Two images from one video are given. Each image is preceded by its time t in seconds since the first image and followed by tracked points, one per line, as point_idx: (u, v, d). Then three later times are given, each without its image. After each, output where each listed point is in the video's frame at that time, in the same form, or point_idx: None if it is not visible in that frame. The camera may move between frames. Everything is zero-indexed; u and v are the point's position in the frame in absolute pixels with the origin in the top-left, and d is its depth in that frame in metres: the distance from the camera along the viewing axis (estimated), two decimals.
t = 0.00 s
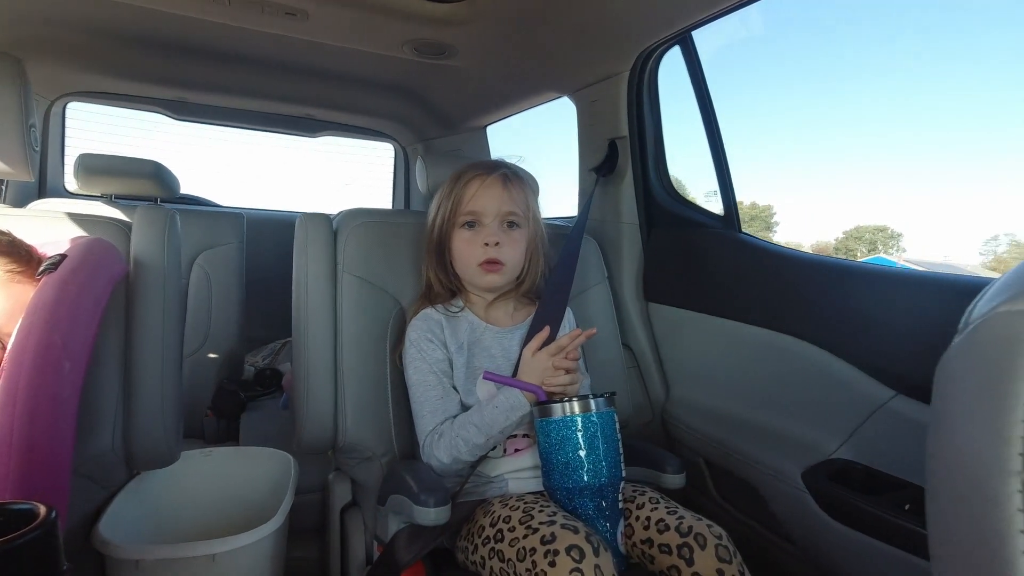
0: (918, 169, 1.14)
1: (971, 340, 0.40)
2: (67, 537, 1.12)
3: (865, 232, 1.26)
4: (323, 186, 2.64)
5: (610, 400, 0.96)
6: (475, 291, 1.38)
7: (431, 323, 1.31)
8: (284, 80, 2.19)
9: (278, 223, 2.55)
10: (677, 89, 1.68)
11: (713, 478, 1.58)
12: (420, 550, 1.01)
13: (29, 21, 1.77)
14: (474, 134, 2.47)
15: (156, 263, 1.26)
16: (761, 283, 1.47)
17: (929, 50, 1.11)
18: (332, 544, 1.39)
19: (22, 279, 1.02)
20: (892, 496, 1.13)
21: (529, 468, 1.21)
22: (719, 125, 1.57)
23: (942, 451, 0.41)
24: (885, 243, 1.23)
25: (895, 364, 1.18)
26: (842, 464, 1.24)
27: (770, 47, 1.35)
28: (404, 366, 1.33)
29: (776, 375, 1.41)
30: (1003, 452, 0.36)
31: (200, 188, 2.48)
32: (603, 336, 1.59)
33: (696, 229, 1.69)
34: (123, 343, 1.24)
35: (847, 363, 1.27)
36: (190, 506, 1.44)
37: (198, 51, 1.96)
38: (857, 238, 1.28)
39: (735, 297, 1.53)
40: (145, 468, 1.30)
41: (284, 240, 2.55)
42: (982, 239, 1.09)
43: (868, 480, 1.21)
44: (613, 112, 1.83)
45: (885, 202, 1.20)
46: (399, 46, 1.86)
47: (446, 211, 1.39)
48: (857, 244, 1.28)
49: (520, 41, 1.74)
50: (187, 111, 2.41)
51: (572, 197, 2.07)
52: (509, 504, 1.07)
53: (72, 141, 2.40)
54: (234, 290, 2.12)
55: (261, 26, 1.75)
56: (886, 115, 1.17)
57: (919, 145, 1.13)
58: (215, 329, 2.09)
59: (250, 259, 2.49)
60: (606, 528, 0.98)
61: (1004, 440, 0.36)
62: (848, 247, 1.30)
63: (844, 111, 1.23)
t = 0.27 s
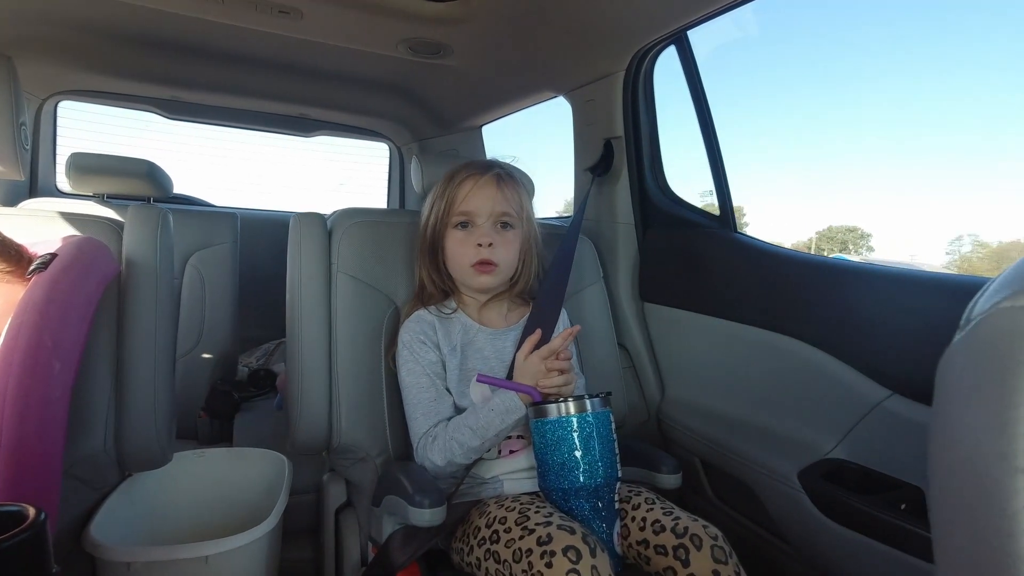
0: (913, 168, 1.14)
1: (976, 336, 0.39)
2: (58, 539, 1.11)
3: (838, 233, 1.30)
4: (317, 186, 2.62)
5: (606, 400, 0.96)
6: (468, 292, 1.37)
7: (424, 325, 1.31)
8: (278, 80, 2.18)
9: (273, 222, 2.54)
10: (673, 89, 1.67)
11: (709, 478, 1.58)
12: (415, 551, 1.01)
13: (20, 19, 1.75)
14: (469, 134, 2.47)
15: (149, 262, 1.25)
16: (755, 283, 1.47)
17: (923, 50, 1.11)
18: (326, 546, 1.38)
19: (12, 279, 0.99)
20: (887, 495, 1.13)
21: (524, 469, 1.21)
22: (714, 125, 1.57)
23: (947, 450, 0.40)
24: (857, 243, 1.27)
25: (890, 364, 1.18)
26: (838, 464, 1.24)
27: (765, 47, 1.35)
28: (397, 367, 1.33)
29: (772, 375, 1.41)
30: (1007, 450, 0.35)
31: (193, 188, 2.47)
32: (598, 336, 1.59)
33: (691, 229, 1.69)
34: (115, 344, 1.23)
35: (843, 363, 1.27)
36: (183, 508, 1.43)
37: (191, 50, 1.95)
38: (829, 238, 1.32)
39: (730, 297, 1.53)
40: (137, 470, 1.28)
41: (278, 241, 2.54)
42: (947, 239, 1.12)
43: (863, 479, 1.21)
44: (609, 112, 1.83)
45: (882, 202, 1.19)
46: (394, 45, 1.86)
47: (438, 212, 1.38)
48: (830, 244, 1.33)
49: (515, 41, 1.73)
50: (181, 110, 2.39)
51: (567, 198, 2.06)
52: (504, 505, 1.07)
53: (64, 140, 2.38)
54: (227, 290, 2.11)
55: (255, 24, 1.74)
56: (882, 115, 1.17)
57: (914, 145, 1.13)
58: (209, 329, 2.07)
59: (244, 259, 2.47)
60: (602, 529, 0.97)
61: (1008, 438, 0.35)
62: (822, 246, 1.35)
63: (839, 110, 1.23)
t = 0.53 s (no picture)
0: (903, 170, 1.15)
1: (953, 338, 0.39)
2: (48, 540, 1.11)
3: (813, 233, 1.33)
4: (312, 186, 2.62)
5: (599, 401, 0.96)
6: (463, 292, 1.37)
7: (419, 325, 1.31)
8: (272, 79, 2.18)
9: (267, 222, 2.54)
10: (666, 90, 1.68)
11: (702, 479, 1.58)
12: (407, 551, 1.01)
13: (12, 17, 1.75)
14: (464, 134, 2.47)
15: (141, 263, 1.25)
16: (748, 283, 1.47)
17: (914, 53, 1.11)
18: (319, 547, 1.38)
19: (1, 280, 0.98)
20: (878, 496, 1.14)
21: (516, 470, 1.21)
22: (708, 126, 1.57)
23: (920, 451, 0.40)
24: (829, 241, 1.31)
25: (881, 364, 1.19)
26: (829, 465, 1.24)
27: (758, 49, 1.36)
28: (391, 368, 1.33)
29: (764, 376, 1.41)
30: (979, 451, 0.35)
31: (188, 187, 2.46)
32: (591, 337, 1.59)
33: (685, 230, 1.69)
34: (107, 344, 1.22)
35: (834, 364, 1.27)
36: (174, 509, 1.42)
37: (185, 49, 1.94)
38: (803, 239, 1.36)
39: (723, 298, 1.53)
40: (128, 470, 1.28)
41: (272, 241, 2.53)
42: (915, 240, 1.16)
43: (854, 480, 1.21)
44: (603, 113, 1.83)
45: (873, 204, 1.20)
46: (388, 45, 1.85)
47: (434, 211, 1.38)
48: (804, 243, 1.37)
49: (509, 41, 1.73)
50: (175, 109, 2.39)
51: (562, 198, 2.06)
52: (496, 505, 1.07)
53: (56, 139, 2.37)
54: (221, 290, 2.10)
55: (249, 24, 1.74)
56: (873, 117, 1.18)
57: (905, 147, 1.14)
58: (202, 330, 2.07)
59: (238, 259, 2.47)
60: (593, 530, 0.98)
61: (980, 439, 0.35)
62: (799, 245, 1.38)
63: (830, 112, 1.24)
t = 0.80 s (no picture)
0: (903, 169, 1.15)
1: (961, 337, 0.39)
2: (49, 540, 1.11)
3: (793, 233, 1.39)
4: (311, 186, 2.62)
5: (602, 400, 0.96)
6: (468, 291, 1.37)
7: (422, 323, 1.30)
8: (272, 79, 2.18)
9: (267, 222, 2.53)
10: (666, 89, 1.68)
11: (703, 478, 1.58)
12: (409, 550, 1.01)
13: (12, 17, 1.75)
14: (464, 134, 2.47)
15: (142, 262, 1.25)
16: (749, 282, 1.48)
17: (914, 52, 1.12)
18: (320, 546, 1.38)
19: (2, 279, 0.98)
20: (879, 495, 1.14)
21: (518, 469, 1.21)
22: (707, 125, 1.57)
23: (928, 447, 0.40)
24: (808, 241, 1.36)
25: (882, 363, 1.19)
26: (830, 464, 1.25)
27: (758, 49, 1.36)
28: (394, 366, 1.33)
29: (765, 374, 1.41)
30: (989, 447, 0.35)
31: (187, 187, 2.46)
32: (592, 336, 1.59)
33: (686, 229, 1.69)
34: (108, 344, 1.22)
35: (836, 363, 1.28)
36: (174, 509, 1.42)
37: (184, 49, 1.94)
38: (786, 239, 1.41)
39: (724, 297, 1.53)
40: (129, 470, 1.28)
41: (272, 241, 2.53)
42: (890, 239, 1.20)
43: (855, 479, 1.21)
44: (603, 113, 1.83)
45: (874, 204, 1.20)
46: (388, 44, 1.85)
47: (444, 209, 1.39)
48: (785, 242, 1.42)
49: (509, 41, 1.73)
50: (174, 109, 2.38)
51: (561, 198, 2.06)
52: (498, 504, 1.07)
53: (56, 138, 2.37)
54: (221, 290, 2.10)
55: (248, 23, 1.74)
56: (873, 117, 1.18)
57: (905, 147, 1.14)
58: (202, 330, 2.06)
59: (238, 259, 2.47)
60: (596, 529, 0.98)
61: (989, 435, 0.35)
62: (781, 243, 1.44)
63: (829, 112, 1.24)
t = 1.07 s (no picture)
0: (902, 168, 1.15)
1: (948, 336, 0.39)
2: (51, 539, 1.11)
3: (775, 233, 1.44)
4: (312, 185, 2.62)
5: (600, 400, 0.96)
6: (464, 291, 1.37)
7: (419, 324, 1.31)
8: (272, 79, 2.18)
9: (267, 222, 2.54)
10: (666, 89, 1.68)
11: (702, 476, 1.59)
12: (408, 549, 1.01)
13: (12, 18, 1.75)
14: (464, 133, 2.47)
15: (142, 262, 1.25)
16: (749, 281, 1.48)
17: (913, 52, 1.12)
18: (321, 545, 1.38)
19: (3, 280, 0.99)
20: (877, 493, 1.14)
21: (517, 468, 1.22)
22: (707, 124, 1.57)
23: (915, 447, 0.41)
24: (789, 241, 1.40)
25: (881, 362, 1.19)
26: (829, 463, 1.25)
27: (757, 49, 1.36)
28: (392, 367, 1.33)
29: (764, 373, 1.42)
30: (973, 445, 0.36)
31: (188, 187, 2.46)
32: (591, 335, 1.60)
33: (685, 229, 1.69)
34: (109, 344, 1.22)
35: (834, 362, 1.28)
36: (175, 508, 1.42)
37: (184, 49, 1.94)
38: (770, 239, 1.46)
39: (723, 296, 1.54)
40: (131, 470, 1.29)
41: (272, 240, 2.54)
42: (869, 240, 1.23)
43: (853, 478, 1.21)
44: (602, 112, 1.83)
45: (873, 204, 1.20)
46: (388, 44, 1.86)
47: (440, 209, 1.39)
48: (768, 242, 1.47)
49: (508, 40, 1.74)
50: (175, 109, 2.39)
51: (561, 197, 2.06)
52: (497, 503, 1.07)
53: (57, 139, 2.38)
54: (222, 290, 2.10)
55: (248, 24, 1.74)
56: (872, 116, 1.18)
57: (904, 147, 1.14)
58: (203, 330, 2.07)
59: (239, 259, 2.47)
60: (594, 528, 0.98)
61: (974, 434, 0.36)
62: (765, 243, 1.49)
63: (828, 111, 1.24)
